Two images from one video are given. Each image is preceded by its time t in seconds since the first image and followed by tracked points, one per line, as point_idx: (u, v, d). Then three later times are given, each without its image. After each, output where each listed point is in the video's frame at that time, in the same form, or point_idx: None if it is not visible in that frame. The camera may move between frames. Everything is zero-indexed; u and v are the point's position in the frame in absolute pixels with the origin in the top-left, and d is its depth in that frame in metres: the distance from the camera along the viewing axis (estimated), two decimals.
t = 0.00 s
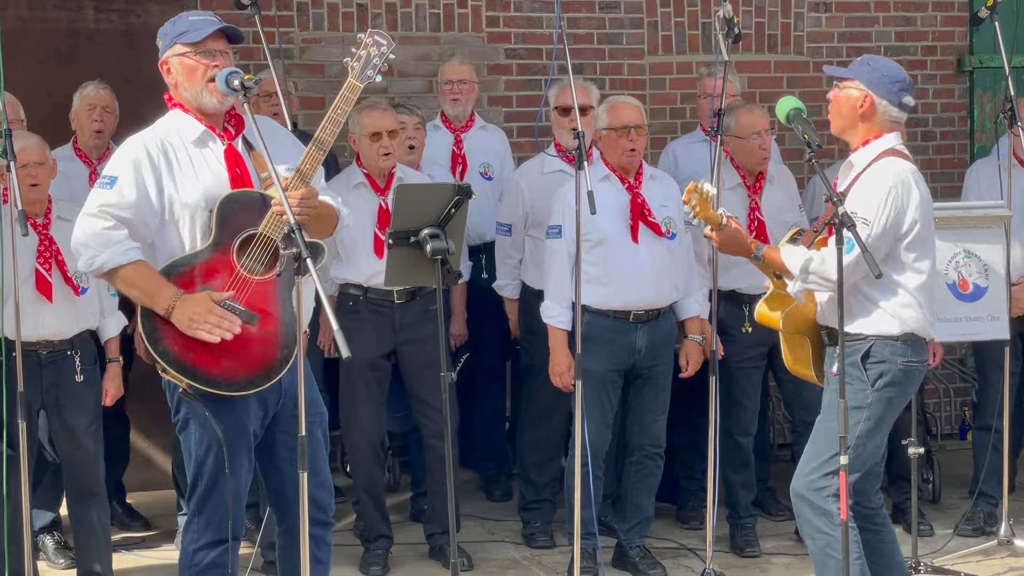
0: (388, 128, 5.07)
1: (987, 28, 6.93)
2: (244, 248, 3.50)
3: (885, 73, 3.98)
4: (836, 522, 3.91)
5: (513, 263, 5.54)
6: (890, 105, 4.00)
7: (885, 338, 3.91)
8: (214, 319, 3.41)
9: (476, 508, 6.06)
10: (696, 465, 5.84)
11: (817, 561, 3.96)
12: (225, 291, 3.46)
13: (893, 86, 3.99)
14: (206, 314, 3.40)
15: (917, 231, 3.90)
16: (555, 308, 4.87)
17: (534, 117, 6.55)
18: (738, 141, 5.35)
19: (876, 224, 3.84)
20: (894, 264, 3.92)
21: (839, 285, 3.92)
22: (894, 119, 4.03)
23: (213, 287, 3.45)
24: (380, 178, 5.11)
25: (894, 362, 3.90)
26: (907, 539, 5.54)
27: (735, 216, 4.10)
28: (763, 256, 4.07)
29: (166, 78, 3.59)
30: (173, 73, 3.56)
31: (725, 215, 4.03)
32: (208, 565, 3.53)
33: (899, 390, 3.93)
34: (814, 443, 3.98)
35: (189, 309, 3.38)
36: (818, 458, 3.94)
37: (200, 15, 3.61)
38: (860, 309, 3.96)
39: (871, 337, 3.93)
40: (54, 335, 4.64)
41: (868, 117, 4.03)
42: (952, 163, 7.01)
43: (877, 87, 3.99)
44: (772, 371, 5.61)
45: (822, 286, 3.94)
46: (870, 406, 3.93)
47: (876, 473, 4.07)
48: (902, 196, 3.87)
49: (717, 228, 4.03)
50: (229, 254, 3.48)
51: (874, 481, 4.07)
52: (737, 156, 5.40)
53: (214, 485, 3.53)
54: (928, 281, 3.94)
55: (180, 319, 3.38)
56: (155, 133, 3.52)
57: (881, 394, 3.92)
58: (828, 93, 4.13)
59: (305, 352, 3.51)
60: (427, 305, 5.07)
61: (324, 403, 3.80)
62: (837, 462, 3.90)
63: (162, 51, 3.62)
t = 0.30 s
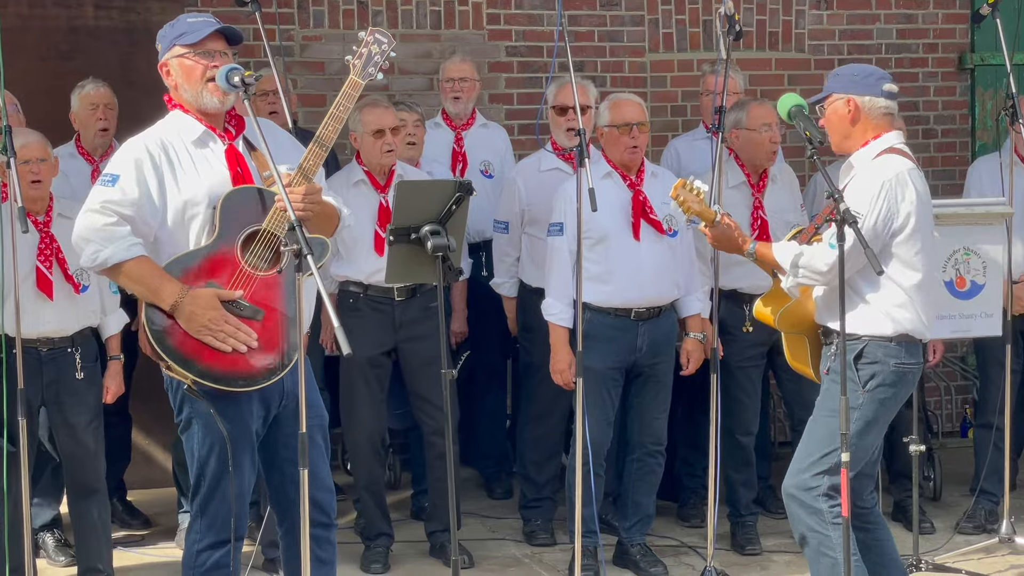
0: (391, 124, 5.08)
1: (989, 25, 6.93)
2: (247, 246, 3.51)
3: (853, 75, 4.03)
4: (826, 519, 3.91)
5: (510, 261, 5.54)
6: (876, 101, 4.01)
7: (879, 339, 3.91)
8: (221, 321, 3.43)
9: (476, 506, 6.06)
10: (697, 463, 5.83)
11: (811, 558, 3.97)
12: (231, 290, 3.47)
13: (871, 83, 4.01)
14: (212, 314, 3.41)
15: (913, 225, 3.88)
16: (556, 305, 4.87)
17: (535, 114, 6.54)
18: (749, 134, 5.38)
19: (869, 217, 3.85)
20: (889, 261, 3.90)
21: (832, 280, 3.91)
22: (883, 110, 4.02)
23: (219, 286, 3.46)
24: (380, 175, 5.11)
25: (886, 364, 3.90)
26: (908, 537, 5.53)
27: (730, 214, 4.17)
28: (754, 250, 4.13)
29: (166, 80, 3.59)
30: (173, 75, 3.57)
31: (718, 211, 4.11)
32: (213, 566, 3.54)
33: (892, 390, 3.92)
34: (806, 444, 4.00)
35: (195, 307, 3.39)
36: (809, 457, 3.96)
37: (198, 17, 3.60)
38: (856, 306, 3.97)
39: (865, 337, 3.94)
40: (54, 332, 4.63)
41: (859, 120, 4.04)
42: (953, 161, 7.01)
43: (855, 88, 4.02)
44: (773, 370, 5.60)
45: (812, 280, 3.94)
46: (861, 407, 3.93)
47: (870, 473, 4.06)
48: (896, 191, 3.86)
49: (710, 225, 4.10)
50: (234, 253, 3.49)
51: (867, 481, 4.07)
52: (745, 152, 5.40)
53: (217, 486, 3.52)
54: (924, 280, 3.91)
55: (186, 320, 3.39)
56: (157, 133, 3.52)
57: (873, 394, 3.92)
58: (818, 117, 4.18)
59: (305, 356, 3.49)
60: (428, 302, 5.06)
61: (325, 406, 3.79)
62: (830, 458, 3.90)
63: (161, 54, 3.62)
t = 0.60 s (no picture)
0: (394, 123, 5.07)
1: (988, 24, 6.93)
2: (247, 240, 3.50)
3: (879, 69, 4.00)
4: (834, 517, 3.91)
5: (507, 259, 5.55)
6: (888, 105, 4.02)
7: (882, 331, 3.91)
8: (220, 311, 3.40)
9: (476, 504, 6.06)
10: (697, 461, 5.83)
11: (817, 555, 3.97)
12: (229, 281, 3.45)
13: (891, 84, 4.00)
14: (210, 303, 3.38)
15: (906, 215, 3.91)
16: (555, 304, 4.87)
17: (534, 113, 6.54)
18: (753, 122, 5.39)
19: (859, 207, 3.85)
20: (884, 249, 3.91)
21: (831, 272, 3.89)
22: (893, 115, 4.03)
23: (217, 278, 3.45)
24: (381, 173, 5.11)
25: (890, 357, 3.90)
26: (907, 536, 5.53)
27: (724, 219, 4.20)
28: (753, 251, 4.08)
29: (162, 76, 3.59)
30: (168, 71, 3.57)
31: (709, 217, 4.14)
32: (209, 562, 3.53)
33: (897, 383, 3.92)
34: (815, 439, 3.98)
35: (192, 298, 3.37)
36: (821, 452, 3.94)
37: (192, 12, 3.61)
38: (854, 300, 3.96)
39: (869, 331, 3.93)
40: (54, 330, 4.63)
41: (864, 112, 4.05)
42: (953, 160, 7.01)
43: (875, 82, 4.00)
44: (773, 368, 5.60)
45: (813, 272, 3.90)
46: (868, 402, 3.92)
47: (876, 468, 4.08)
48: (886, 180, 3.87)
49: (703, 231, 4.13)
50: (234, 246, 3.47)
51: (875, 477, 4.09)
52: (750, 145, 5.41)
53: (218, 481, 3.54)
54: (919, 268, 3.94)
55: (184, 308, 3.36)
56: (155, 129, 3.53)
57: (878, 388, 3.92)
58: (830, 88, 4.17)
59: (305, 351, 3.49)
60: (428, 301, 5.07)
61: (327, 399, 3.78)
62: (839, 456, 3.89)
63: (157, 50, 3.62)
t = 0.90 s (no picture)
0: (398, 120, 5.07)
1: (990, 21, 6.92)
2: (247, 240, 3.51)
3: (843, 73, 4.03)
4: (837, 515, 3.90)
5: (507, 258, 5.54)
6: (874, 91, 4.02)
7: (886, 330, 3.91)
8: (221, 310, 3.42)
9: (477, 502, 6.05)
10: (698, 459, 5.82)
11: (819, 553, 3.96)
12: (230, 281, 3.47)
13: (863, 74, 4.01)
14: (212, 303, 3.41)
15: (914, 217, 3.90)
16: (556, 301, 4.86)
17: (535, 110, 6.53)
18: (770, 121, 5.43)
19: (871, 215, 3.85)
20: (889, 252, 3.91)
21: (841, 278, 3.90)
22: (882, 98, 4.03)
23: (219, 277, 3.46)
24: (385, 169, 5.10)
25: (895, 356, 3.89)
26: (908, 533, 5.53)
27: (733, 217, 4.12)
28: (764, 254, 4.04)
29: (166, 74, 3.59)
30: (173, 69, 3.56)
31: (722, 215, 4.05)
32: (210, 561, 3.53)
33: (901, 382, 3.91)
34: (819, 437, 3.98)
35: (196, 296, 3.39)
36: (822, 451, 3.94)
37: (198, 12, 3.60)
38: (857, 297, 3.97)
39: (872, 330, 3.92)
40: (54, 327, 4.62)
41: (865, 117, 4.04)
42: (954, 157, 7.00)
43: (851, 83, 4.02)
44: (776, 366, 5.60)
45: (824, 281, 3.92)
46: (873, 401, 3.91)
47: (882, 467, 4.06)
48: (897, 184, 3.87)
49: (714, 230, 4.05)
50: (234, 246, 3.48)
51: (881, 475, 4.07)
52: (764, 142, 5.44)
53: (216, 480, 3.52)
54: (924, 269, 3.93)
55: (186, 307, 3.39)
56: (160, 124, 3.52)
57: (883, 387, 3.91)
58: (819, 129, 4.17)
59: (304, 347, 3.45)
60: (429, 298, 5.06)
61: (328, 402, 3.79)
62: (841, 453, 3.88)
63: (162, 48, 3.62)
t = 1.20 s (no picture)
0: (400, 115, 5.07)
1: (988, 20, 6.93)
2: (241, 235, 3.50)
3: (810, 77, 4.07)
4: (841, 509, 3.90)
5: (509, 255, 5.53)
6: (843, 90, 4.07)
7: (900, 324, 3.92)
8: (216, 302, 3.40)
9: (476, 500, 6.06)
10: (697, 457, 5.83)
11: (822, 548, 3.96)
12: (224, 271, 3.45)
13: (829, 76, 4.06)
14: (206, 296, 3.39)
15: (909, 207, 3.92)
16: (556, 300, 4.86)
17: (534, 108, 6.53)
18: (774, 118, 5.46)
19: (869, 212, 3.84)
20: (894, 246, 3.92)
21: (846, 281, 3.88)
22: (852, 97, 4.07)
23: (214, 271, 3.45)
24: (386, 166, 5.11)
25: (912, 348, 3.90)
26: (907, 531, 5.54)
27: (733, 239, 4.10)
28: (770, 268, 4.02)
29: (163, 72, 3.59)
30: (169, 66, 3.57)
31: (722, 241, 4.04)
32: (206, 555, 3.53)
33: (918, 375, 3.92)
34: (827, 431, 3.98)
35: (190, 289, 3.38)
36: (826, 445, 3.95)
37: (193, 8, 3.59)
38: (866, 298, 3.97)
39: (886, 326, 3.93)
40: (55, 325, 4.62)
41: (839, 119, 4.06)
42: (953, 155, 7.00)
43: (819, 86, 4.05)
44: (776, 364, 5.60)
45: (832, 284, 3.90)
46: (889, 394, 3.91)
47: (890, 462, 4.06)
48: (888, 178, 3.88)
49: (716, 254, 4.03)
50: (229, 240, 3.48)
51: (888, 471, 4.08)
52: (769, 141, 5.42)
53: (214, 475, 3.52)
54: (927, 257, 3.95)
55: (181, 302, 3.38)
56: (155, 123, 3.52)
57: (900, 380, 3.92)
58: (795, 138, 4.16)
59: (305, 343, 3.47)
60: (430, 297, 5.07)
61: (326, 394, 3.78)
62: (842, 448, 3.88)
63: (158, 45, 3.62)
